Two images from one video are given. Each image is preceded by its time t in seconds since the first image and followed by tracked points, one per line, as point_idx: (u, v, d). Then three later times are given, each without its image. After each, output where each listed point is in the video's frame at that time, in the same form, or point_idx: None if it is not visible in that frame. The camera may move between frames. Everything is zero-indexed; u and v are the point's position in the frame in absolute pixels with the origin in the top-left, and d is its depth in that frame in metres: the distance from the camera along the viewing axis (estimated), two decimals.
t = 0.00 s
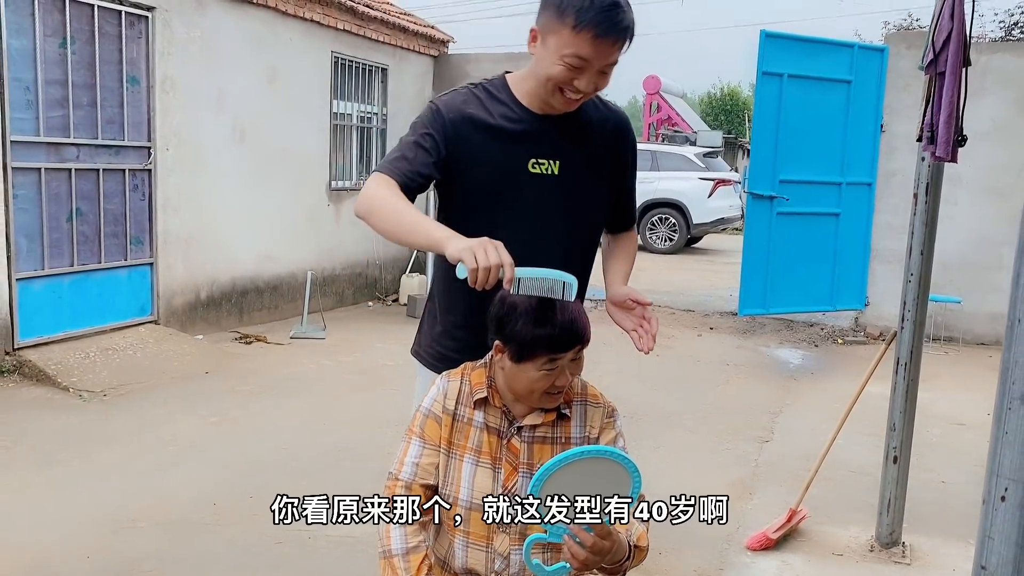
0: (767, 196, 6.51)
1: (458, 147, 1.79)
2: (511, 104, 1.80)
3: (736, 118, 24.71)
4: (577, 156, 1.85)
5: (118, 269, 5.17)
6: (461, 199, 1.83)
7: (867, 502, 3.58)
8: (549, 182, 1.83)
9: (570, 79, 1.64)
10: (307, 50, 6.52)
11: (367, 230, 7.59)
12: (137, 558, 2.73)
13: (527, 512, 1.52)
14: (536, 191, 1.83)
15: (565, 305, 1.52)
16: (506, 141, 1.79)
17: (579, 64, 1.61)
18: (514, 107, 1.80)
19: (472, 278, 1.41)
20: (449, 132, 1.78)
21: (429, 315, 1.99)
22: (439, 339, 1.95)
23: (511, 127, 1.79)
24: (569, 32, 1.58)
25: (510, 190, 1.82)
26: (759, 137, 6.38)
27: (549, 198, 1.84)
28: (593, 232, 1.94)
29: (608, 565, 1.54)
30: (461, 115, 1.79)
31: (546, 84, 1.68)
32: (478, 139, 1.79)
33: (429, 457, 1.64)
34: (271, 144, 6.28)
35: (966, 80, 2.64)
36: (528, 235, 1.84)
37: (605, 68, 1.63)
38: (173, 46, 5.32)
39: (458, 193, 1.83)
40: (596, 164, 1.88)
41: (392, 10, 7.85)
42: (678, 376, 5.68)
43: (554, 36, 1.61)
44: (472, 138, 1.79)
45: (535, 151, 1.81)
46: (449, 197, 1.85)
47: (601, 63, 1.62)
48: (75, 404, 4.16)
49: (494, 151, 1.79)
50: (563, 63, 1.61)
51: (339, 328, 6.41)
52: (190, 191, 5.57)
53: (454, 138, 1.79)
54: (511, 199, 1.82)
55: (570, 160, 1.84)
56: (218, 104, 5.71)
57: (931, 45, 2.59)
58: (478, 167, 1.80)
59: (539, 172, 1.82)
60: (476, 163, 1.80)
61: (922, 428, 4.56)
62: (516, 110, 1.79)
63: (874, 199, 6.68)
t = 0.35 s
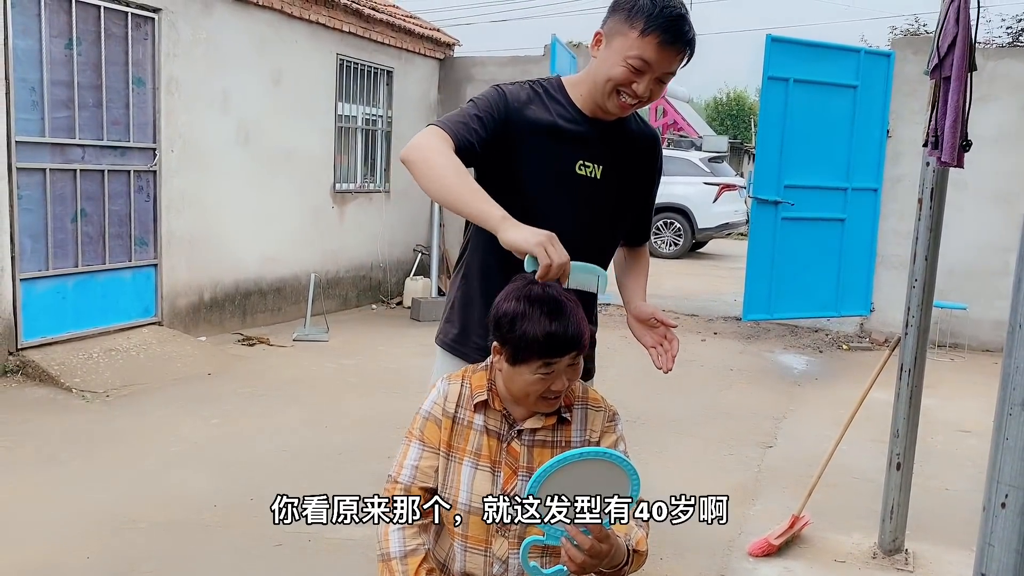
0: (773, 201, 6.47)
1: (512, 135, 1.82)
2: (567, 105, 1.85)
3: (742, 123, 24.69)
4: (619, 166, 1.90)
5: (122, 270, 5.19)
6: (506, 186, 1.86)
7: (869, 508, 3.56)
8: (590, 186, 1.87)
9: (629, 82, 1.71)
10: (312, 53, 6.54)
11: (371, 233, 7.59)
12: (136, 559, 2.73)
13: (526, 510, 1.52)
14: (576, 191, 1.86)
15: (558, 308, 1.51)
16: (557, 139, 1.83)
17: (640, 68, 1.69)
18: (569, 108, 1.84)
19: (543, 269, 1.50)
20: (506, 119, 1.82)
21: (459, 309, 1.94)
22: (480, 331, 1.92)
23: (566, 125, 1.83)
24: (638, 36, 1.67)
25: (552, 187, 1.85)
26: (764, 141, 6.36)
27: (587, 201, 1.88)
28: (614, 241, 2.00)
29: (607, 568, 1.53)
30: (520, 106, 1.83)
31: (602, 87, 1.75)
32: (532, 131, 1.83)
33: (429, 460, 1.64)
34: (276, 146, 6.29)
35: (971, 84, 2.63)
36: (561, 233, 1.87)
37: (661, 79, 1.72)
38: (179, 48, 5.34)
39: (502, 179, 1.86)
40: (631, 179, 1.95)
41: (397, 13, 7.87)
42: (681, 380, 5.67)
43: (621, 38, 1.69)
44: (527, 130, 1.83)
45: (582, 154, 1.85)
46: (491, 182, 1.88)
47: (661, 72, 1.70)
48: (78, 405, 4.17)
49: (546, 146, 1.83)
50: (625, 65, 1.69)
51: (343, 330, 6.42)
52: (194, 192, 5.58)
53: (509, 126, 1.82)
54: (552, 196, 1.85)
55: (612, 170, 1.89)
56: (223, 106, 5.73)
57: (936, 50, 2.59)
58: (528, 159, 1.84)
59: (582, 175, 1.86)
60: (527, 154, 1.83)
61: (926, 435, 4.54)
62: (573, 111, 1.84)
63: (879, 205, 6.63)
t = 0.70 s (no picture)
0: (775, 211, 6.46)
1: (517, 145, 1.82)
2: (567, 108, 1.85)
3: (745, 133, 24.72)
4: (622, 166, 1.91)
5: (124, 275, 5.18)
6: (514, 199, 1.84)
7: (873, 519, 3.54)
8: (597, 187, 1.88)
9: (620, 75, 1.71)
10: (317, 59, 6.56)
11: (374, 240, 7.59)
12: (135, 564, 2.71)
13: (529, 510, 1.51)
14: (585, 195, 1.86)
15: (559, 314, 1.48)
16: (561, 144, 1.83)
17: (630, 60, 1.69)
18: (569, 111, 1.85)
19: (511, 291, 1.33)
20: (511, 130, 1.81)
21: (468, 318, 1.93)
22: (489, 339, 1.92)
23: (569, 128, 1.84)
24: (627, 28, 1.67)
25: (561, 192, 1.84)
26: (767, 151, 6.35)
27: (597, 203, 1.88)
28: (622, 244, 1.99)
29: None
30: (521, 117, 1.83)
31: (595, 82, 1.76)
32: (538, 139, 1.83)
33: (431, 466, 1.62)
34: (279, 152, 6.30)
35: (979, 93, 2.62)
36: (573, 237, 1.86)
37: (653, 70, 1.71)
38: (183, 53, 5.35)
39: (510, 195, 1.84)
40: (635, 178, 1.96)
41: (402, 21, 7.89)
42: (684, 390, 5.64)
43: (610, 32, 1.70)
44: (531, 140, 1.82)
45: (588, 156, 1.85)
46: (499, 200, 1.85)
47: (652, 63, 1.69)
48: (79, 409, 4.16)
49: (551, 152, 1.83)
50: (615, 59, 1.69)
51: (344, 337, 6.40)
52: (198, 197, 5.59)
53: (514, 138, 1.81)
54: (561, 200, 1.85)
55: (617, 170, 1.90)
56: (227, 112, 5.73)
57: (944, 58, 2.59)
58: (536, 168, 1.83)
59: (589, 176, 1.86)
60: (534, 163, 1.83)
61: (930, 446, 4.52)
62: (572, 115, 1.85)
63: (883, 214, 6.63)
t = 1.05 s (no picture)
0: (777, 224, 6.46)
1: (484, 163, 1.76)
2: (532, 117, 1.78)
3: (746, 145, 24.77)
4: (600, 170, 1.82)
5: (125, 284, 5.17)
6: (487, 218, 1.79)
7: (875, 535, 3.51)
8: (574, 195, 1.79)
9: (577, 74, 1.66)
10: (319, 69, 6.56)
11: (375, 250, 7.58)
12: None
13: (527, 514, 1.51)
14: (563, 205, 1.79)
15: (556, 333, 1.47)
16: (530, 156, 1.76)
17: (585, 55, 1.64)
18: (535, 120, 1.78)
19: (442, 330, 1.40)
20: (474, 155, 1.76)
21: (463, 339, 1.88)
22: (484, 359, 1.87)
23: (536, 138, 1.77)
24: (574, 23, 1.65)
25: (534, 205, 1.77)
26: (769, 164, 6.35)
27: (577, 212, 1.80)
28: (609, 249, 1.91)
29: None
30: (485, 134, 1.76)
31: (556, 91, 1.71)
32: (504, 157, 1.76)
33: (433, 480, 1.60)
34: (281, 162, 6.30)
35: (983, 108, 2.62)
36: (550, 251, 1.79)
37: (612, 64, 1.66)
38: (186, 63, 5.36)
39: (483, 214, 1.80)
40: (619, 178, 1.86)
41: (404, 32, 7.91)
42: (686, 403, 5.62)
43: (562, 36, 1.68)
44: (499, 156, 1.76)
45: (562, 164, 1.77)
46: (473, 220, 1.81)
47: (610, 56, 1.65)
48: (77, 418, 4.14)
49: (521, 166, 1.76)
50: (570, 58, 1.66)
51: (344, 347, 6.38)
52: (199, 206, 5.58)
53: (480, 156, 1.75)
54: (536, 213, 1.78)
55: (595, 174, 1.81)
56: (229, 121, 5.74)
57: (948, 72, 2.58)
58: (506, 184, 1.77)
59: (566, 185, 1.78)
60: (503, 179, 1.76)
61: (932, 461, 4.49)
62: (540, 124, 1.77)
63: (884, 228, 6.60)
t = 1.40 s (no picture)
0: (780, 239, 6.47)
1: (455, 186, 1.76)
2: (502, 135, 1.77)
3: (748, 160, 24.83)
4: (577, 176, 1.76)
5: (128, 295, 5.18)
6: (465, 240, 1.79)
7: (879, 552, 3.49)
8: (550, 205, 1.75)
9: (532, 82, 1.67)
10: (324, 83, 6.60)
11: (377, 262, 7.59)
12: None
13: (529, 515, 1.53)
14: (539, 217, 1.75)
15: (561, 348, 1.48)
16: (499, 173, 1.75)
17: (534, 62, 1.66)
18: (504, 137, 1.76)
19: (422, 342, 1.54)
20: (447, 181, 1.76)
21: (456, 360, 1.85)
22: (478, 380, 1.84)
23: (506, 154, 1.75)
24: (520, 35, 1.68)
25: (506, 221, 1.75)
26: (772, 179, 6.37)
27: (554, 222, 1.76)
28: (597, 256, 1.84)
29: None
30: (455, 158, 1.76)
31: (517, 106, 1.71)
32: (475, 178, 1.75)
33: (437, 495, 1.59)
34: (285, 175, 6.32)
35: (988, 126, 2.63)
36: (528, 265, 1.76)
37: (563, 67, 1.66)
38: (192, 76, 5.39)
39: (461, 238, 1.80)
40: (601, 183, 1.79)
41: (409, 46, 7.95)
42: (689, 418, 5.60)
43: (511, 52, 1.70)
44: (468, 176, 1.76)
45: (533, 176, 1.75)
46: (455, 246, 1.82)
47: (557, 58, 1.65)
48: (79, 430, 4.13)
49: (491, 184, 1.75)
50: (522, 70, 1.68)
51: (346, 359, 6.38)
52: (203, 218, 5.60)
53: (450, 180, 1.76)
54: (509, 228, 1.76)
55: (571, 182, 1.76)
56: (234, 134, 5.76)
57: (952, 90, 2.59)
58: (478, 203, 1.76)
59: (540, 197, 1.75)
60: (475, 199, 1.76)
61: (935, 477, 4.47)
62: (507, 139, 1.75)
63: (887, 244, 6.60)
